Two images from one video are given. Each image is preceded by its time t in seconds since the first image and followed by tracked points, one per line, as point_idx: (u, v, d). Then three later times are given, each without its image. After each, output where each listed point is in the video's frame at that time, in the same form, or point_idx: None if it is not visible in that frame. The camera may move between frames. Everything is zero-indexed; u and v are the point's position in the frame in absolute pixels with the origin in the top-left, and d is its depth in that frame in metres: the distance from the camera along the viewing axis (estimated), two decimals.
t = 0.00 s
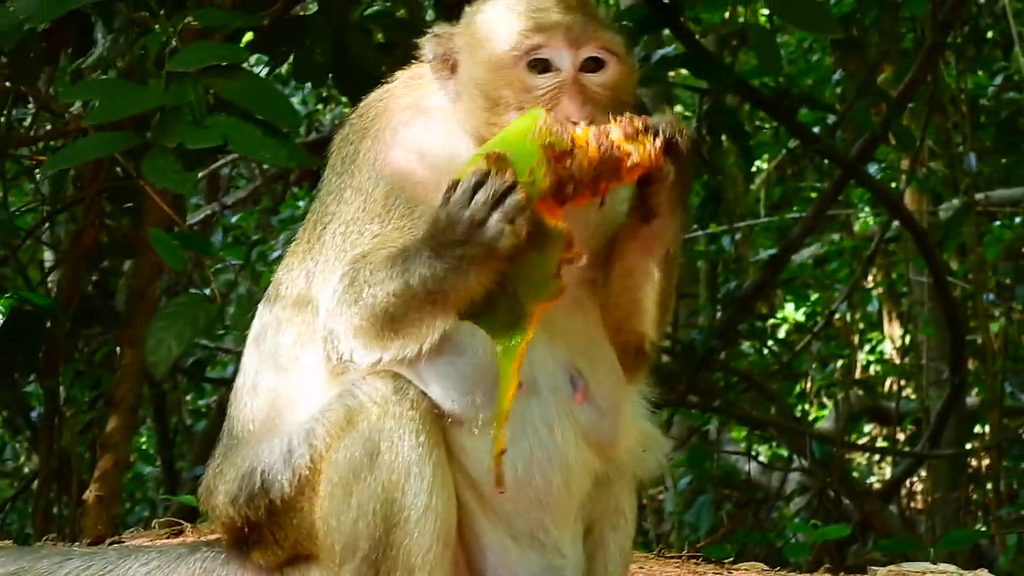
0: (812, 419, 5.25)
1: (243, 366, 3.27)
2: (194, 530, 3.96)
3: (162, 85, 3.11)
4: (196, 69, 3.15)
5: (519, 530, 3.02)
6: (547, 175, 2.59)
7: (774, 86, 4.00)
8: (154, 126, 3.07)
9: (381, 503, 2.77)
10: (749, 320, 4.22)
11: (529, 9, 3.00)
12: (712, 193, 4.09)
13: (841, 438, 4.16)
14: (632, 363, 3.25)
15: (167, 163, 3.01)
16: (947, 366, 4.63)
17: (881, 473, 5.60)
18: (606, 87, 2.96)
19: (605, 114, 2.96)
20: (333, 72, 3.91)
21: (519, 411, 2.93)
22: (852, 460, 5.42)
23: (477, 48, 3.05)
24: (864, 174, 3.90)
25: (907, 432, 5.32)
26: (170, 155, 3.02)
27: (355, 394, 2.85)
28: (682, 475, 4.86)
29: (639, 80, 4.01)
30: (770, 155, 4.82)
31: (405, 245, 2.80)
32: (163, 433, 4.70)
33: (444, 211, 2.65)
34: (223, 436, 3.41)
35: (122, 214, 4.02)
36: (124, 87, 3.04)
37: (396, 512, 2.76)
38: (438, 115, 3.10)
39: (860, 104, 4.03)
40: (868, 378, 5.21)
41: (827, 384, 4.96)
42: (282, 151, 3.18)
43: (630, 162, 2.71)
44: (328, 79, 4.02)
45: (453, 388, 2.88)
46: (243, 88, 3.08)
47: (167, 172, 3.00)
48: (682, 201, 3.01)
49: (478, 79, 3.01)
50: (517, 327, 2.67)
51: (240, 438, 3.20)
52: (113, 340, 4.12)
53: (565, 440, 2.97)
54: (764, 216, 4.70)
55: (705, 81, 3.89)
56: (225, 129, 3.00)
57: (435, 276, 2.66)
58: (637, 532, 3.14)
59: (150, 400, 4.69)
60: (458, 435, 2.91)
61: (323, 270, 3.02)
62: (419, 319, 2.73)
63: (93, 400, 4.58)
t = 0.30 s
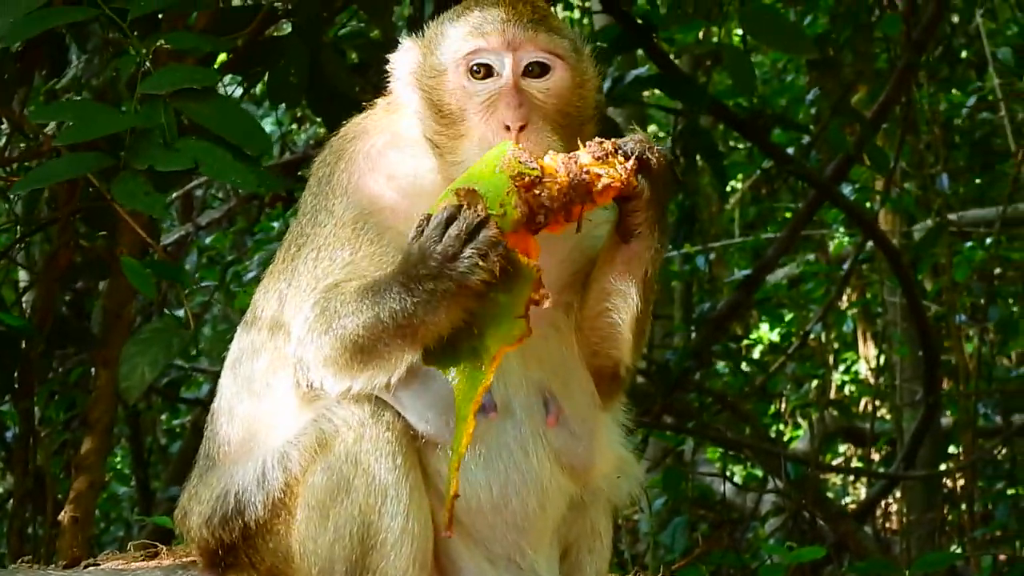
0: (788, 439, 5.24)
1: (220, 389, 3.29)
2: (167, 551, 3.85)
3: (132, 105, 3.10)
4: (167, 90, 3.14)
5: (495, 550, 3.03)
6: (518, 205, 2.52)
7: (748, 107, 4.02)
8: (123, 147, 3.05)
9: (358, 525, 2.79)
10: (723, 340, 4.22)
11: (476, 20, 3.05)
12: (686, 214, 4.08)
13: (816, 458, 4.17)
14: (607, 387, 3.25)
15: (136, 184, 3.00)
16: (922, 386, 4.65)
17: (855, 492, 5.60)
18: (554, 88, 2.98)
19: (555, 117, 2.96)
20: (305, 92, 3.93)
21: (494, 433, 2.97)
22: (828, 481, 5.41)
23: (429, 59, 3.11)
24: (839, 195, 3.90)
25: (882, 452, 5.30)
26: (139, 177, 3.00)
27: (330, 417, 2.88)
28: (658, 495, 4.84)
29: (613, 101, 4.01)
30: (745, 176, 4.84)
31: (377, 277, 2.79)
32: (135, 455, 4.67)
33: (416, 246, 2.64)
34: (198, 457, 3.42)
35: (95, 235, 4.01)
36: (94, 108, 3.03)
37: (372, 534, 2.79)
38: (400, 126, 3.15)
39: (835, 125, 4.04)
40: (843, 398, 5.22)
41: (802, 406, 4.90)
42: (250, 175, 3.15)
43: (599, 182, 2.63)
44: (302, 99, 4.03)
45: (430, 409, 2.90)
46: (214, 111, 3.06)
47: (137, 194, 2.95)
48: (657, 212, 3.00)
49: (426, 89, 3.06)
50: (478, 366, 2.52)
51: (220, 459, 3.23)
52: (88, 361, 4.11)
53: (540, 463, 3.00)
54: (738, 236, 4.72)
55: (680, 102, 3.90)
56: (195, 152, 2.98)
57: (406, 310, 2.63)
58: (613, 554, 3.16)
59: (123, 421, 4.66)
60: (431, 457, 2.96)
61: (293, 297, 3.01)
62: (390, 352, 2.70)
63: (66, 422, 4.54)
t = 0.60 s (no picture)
0: (784, 455, 5.24)
1: (215, 406, 3.28)
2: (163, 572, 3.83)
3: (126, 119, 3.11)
4: (161, 104, 3.16)
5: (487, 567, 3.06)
6: (508, 236, 2.49)
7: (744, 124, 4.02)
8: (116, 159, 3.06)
9: (353, 543, 2.81)
10: (719, 357, 4.22)
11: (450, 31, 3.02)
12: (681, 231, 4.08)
13: (811, 475, 4.17)
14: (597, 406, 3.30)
15: (129, 196, 3.00)
16: (918, 402, 4.64)
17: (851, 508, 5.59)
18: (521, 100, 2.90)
19: (526, 129, 2.91)
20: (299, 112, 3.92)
21: (484, 450, 3.03)
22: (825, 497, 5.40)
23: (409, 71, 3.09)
24: (835, 212, 3.90)
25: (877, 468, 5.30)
26: (131, 188, 3.00)
27: (323, 438, 2.90)
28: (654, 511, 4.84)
29: (608, 119, 4.01)
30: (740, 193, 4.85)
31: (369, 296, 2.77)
32: (130, 473, 4.64)
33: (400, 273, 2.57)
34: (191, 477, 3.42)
35: (90, 254, 4.02)
36: (88, 121, 3.04)
37: (367, 552, 2.81)
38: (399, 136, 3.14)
39: (829, 142, 4.04)
40: (838, 414, 5.22)
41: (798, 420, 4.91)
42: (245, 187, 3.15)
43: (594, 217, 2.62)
44: (296, 118, 4.03)
45: (424, 427, 2.88)
46: (207, 123, 3.08)
47: (129, 205, 2.96)
48: (658, 240, 2.97)
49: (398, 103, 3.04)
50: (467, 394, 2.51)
51: (215, 477, 3.24)
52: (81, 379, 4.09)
53: (531, 478, 3.06)
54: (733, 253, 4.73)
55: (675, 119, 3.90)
56: (187, 163, 2.99)
57: (396, 332, 2.61)
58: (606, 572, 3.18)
59: (118, 439, 4.64)
60: (426, 475, 2.97)
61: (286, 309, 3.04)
62: (381, 371, 2.70)
63: (60, 440, 4.52)
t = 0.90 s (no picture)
0: (778, 466, 5.24)
1: (206, 418, 3.28)
2: None
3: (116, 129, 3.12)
4: (151, 116, 3.17)
5: None
6: (512, 275, 2.45)
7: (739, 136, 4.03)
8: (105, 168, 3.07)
9: (347, 553, 2.83)
10: (713, 369, 4.23)
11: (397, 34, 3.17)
12: (675, 243, 4.09)
13: (805, 487, 4.18)
14: (591, 415, 3.31)
15: (117, 205, 3.00)
16: (911, 414, 4.66)
17: (845, 520, 5.60)
18: (447, 92, 3.07)
19: (453, 118, 3.04)
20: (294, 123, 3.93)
21: (480, 462, 3.04)
22: (819, 509, 5.40)
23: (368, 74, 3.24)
24: (829, 224, 3.91)
25: (871, 480, 5.31)
26: (120, 198, 3.01)
27: (316, 449, 2.92)
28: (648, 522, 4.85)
29: (602, 131, 4.01)
30: (735, 205, 4.86)
31: (367, 319, 2.79)
32: (124, 485, 4.63)
33: (408, 303, 2.62)
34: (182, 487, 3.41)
35: (84, 265, 4.02)
36: (79, 130, 3.05)
37: (361, 562, 2.82)
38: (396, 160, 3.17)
39: (824, 154, 4.05)
40: (832, 427, 5.23)
41: (792, 432, 4.91)
42: (232, 197, 3.18)
43: (598, 248, 2.57)
44: (292, 130, 4.04)
45: (417, 437, 2.84)
46: (197, 135, 3.09)
47: (116, 213, 2.96)
48: (654, 269, 3.05)
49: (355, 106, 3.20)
50: (459, 420, 2.44)
51: (206, 486, 3.25)
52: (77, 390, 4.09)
53: (528, 489, 3.08)
54: (727, 265, 4.74)
55: (670, 130, 3.91)
56: (175, 173, 3.00)
57: (393, 356, 2.62)
58: None
59: (112, 450, 4.63)
60: (419, 483, 2.95)
61: (276, 322, 3.07)
62: (374, 392, 2.69)
63: (54, 450, 4.50)
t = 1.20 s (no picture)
0: (773, 477, 5.25)
1: (198, 432, 3.28)
2: None
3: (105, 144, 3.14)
4: (141, 130, 3.18)
5: None
6: (510, 290, 2.42)
7: (733, 148, 4.04)
8: (94, 183, 3.08)
9: (342, 564, 2.83)
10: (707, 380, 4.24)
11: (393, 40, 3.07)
12: (669, 255, 4.10)
13: (800, 498, 4.18)
14: (583, 421, 3.32)
15: (105, 220, 3.02)
16: (906, 424, 4.67)
17: (840, 530, 5.61)
18: (453, 101, 2.96)
19: (459, 128, 2.93)
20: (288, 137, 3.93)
21: (472, 471, 3.07)
22: (815, 519, 5.41)
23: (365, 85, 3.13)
24: (823, 235, 3.92)
25: (866, 491, 5.31)
26: (108, 213, 3.03)
27: (310, 460, 2.93)
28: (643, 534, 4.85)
29: (596, 142, 4.01)
30: (729, 217, 4.88)
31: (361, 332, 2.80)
32: (119, 497, 4.64)
33: (404, 315, 2.62)
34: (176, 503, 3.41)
35: (79, 278, 4.02)
36: (68, 144, 3.07)
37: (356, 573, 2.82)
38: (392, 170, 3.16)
39: (817, 165, 4.07)
40: (827, 438, 5.24)
41: (787, 443, 4.92)
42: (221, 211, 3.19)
43: (595, 261, 2.56)
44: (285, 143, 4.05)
45: (411, 445, 2.83)
46: (185, 150, 3.11)
47: (104, 229, 2.98)
48: (646, 281, 3.00)
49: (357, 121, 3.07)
50: (453, 433, 2.41)
51: (199, 499, 3.25)
52: (71, 403, 4.09)
53: (521, 495, 3.10)
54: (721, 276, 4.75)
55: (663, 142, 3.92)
56: (162, 189, 3.01)
57: (388, 368, 2.63)
58: None
59: (106, 462, 4.63)
60: (414, 493, 2.94)
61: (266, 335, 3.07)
62: (368, 404, 2.70)
63: (49, 463, 4.50)
